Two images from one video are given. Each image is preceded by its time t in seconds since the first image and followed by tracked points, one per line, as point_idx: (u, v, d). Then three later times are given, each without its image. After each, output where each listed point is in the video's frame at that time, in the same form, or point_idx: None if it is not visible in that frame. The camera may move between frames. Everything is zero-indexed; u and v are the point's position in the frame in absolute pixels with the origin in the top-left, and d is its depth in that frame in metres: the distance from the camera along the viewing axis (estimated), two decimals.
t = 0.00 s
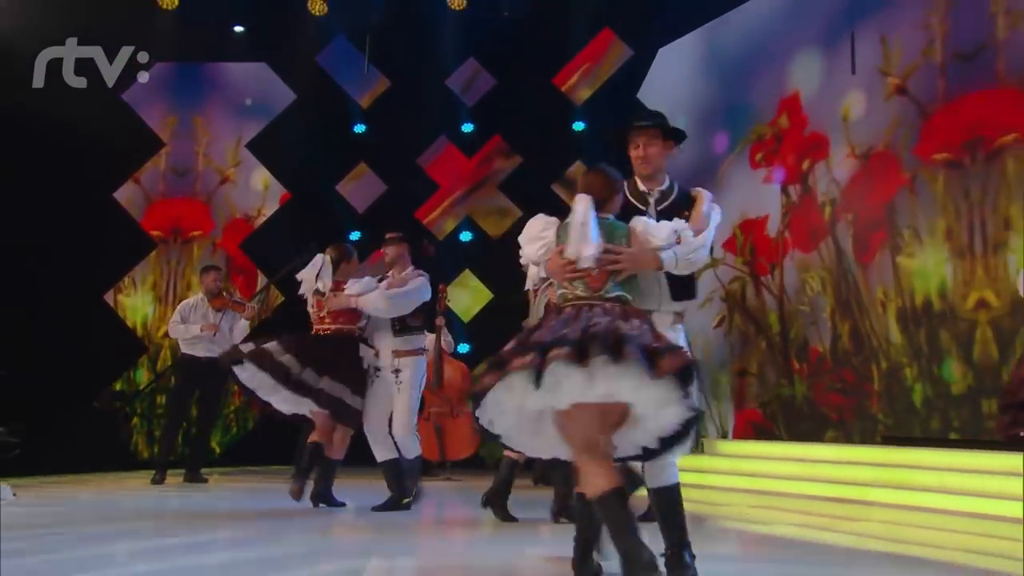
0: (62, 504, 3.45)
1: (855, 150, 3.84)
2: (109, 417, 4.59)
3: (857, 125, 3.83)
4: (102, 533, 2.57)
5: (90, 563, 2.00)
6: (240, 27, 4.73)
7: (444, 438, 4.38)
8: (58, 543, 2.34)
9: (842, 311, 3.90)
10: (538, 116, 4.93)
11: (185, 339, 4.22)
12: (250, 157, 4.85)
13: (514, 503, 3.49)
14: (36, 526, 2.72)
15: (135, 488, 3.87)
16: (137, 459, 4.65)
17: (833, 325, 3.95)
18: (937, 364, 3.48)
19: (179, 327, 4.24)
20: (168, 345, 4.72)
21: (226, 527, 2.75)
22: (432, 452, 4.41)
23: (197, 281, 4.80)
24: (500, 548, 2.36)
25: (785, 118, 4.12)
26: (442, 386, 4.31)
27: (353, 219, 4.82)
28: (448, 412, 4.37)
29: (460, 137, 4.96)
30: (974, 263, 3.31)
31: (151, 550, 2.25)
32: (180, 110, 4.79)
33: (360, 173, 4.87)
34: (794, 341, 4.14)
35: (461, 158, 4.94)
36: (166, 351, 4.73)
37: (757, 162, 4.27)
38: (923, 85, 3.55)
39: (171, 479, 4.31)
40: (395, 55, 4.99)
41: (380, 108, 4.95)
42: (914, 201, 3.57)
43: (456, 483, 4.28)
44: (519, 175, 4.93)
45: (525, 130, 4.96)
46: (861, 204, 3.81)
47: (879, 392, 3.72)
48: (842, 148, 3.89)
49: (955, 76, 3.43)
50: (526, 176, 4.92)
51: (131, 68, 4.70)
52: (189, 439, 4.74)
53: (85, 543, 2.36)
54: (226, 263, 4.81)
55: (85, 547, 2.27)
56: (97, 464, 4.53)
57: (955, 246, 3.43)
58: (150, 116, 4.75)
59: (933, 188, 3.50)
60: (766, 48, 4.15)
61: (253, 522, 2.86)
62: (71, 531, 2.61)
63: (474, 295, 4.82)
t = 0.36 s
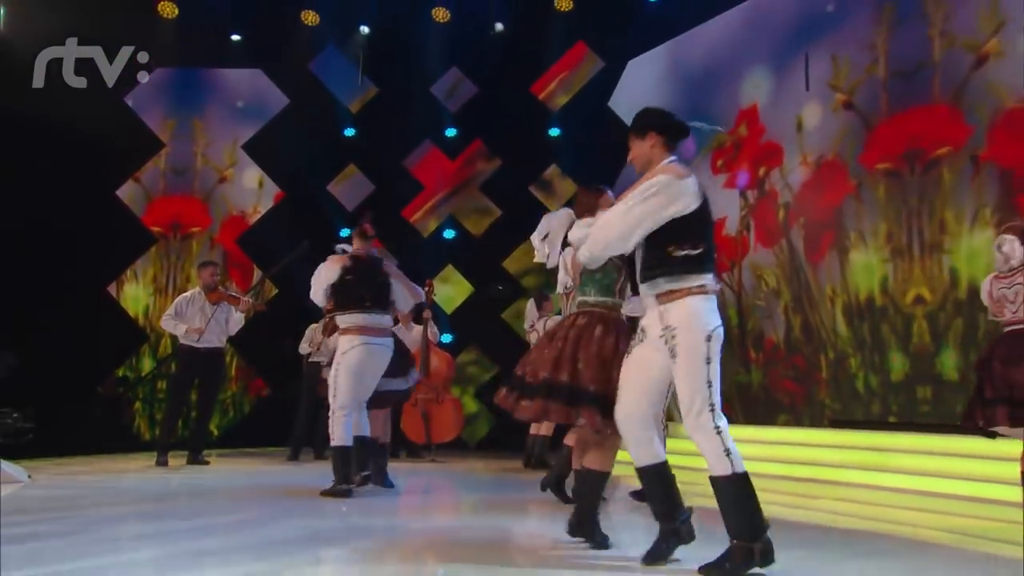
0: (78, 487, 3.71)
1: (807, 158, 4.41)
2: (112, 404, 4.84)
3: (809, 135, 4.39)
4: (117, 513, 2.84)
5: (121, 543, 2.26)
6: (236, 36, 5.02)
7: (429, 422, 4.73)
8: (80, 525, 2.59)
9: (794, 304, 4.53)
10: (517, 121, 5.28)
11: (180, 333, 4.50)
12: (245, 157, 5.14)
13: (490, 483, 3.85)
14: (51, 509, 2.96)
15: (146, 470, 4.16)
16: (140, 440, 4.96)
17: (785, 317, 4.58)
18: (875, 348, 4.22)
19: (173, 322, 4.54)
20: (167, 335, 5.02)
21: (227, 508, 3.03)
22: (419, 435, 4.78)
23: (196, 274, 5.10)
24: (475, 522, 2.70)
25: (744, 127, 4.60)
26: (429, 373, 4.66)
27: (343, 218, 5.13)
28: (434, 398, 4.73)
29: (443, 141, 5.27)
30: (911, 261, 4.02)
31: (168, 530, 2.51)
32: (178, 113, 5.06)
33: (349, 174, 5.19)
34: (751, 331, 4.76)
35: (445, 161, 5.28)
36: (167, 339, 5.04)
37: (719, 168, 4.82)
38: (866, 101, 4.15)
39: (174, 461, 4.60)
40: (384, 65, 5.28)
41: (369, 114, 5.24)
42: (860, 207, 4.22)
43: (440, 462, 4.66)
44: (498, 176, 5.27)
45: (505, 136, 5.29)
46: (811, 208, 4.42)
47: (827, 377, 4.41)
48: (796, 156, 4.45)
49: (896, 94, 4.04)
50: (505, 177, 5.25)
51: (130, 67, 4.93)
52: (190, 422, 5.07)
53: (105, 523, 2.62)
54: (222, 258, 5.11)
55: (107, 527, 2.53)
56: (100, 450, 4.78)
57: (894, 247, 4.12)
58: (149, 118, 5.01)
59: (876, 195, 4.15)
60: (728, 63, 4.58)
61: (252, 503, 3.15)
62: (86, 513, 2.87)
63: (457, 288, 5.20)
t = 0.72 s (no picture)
0: (87, 473, 3.95)
1: (760, 164, 4.87)
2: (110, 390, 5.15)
3: (762, 143, 4.84)
4: (120, 502, 3.06)
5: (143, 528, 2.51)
6: (228, 42, 5.33)
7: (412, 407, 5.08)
8: (90, 513, 2.81)
9: (747, 299, 5.06)
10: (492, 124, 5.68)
11: (172, 326, 4.75)
12: (236, 156, 5.45)
13: (464, 464, 4.23)
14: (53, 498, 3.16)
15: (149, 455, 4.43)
16: (138, 423, 5.29)
17: (739, 311, 5.12)
18: (820, 339, 4.68)
19: (166, 315, 4.78)
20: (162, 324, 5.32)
21: (222, 492, 3.30)
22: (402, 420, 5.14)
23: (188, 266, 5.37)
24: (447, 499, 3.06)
25: (702, 135, 5.06)
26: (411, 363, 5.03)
27: (331, 215, 5.48)
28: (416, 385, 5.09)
29: (424, 144, 5.61)
30: (851, 261, 4.49)
31: (179, 514, 2.78)
32: (171, 114, 5.33)
33: (335, 173, 5.52)
34: (708, 323, 5.32)
35: (425, 162, 5.61)
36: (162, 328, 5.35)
37: (680, 171, 5.22)
38: (813, 113, 4.60)
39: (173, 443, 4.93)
40: (368, 69, 5.62)
41: (354, 116, 5.58)
42: (807, 210, 4.69)
43: (421, 444, 5.02)
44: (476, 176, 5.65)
45: (480, 140, 5.66)
46: (763, 211, 4.89)
47: (777, 365, 4.91)
48: (749, 163, 4.91)
49: (840, 106, 4.49)
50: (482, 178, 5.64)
51: (128, 66, 5.13)
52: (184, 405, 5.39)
53: (114, 511, 2.84)
54: (214, 251, 5.41)
55: (120, 515, 2.75)
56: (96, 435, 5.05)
57: (837, 248, 4.59)
58: (144, 118, 5.25)
59: (821, 201, 4.62)
60: (687, 76, 5.09)
61: (244, 489, 3.41)
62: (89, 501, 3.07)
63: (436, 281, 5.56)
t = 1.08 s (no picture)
0: (89, 457, 4.16)
1: (710, 169, 5.29)
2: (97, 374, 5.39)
3: (712, 149, 5.25)
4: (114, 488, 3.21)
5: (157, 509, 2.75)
6: (212, 45, 5.59)
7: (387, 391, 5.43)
8: (92, 496, 2.98)
9: (697, 293, 5.50)
10: (462, 127, 6.15)
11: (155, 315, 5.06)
12: (218, 153, 5.74)
13: (429, 446, 4.64)
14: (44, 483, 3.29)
15: (144, 439, 4.68)
16: (125, 406, 5.53)
17: (690, 303, 5.56)
18: (762, 328, 5.15)
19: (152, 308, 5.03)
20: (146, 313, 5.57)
21: (210, 477, 3.56)
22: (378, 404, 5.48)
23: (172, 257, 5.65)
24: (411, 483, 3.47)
25: (658, 140, 5.43)
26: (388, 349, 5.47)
27: (308, 209, 5.87)
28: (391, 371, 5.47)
29: (398, 144, 6.03)
30: (790, 258, 4.98)
31: (182, 497, 3.01)
32: (156, 113, 5.57)
33: (313, 171, 5.89)
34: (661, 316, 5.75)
35: (399, 161, 6.03)
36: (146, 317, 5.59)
37: (637, 174, 5.57)
38: (758, 124, 5.04)
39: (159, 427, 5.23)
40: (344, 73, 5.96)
41: (333, 116, 5.94)
42: (752, 212, 5.14)
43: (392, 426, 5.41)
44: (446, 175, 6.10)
45: (451, 141, 6.15)
46: (713, 211, 5.32)
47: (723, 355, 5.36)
48: (701, 167, 5.32)
49: (782, 118, 4.94)
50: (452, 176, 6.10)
51: (128, 65, 5.39)
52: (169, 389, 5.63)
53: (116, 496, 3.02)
54: (197, 244, 5.68)
55: (123, 499, 2.93)
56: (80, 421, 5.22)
57: (777, 247, 5.06)
58: (130, 116, 5.47)
59: (764, 203, 5.08)
60: (644, 84, 5.45)
61: (227, 476, 3.66)
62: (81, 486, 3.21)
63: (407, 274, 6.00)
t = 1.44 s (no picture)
0: (90, 444, 4.41)
1: (666, 170, 5.74)
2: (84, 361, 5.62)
3: (667, 152, 5.72)
4: (117, 477, 3.45)
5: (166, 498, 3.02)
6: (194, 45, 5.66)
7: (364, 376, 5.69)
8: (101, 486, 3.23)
9: (653, 284, 5.96)
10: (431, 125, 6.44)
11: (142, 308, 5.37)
12: (201, 148, 6.08)
13: (405, 428, 5.05)
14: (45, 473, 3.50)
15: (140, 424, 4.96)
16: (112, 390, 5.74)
17: (646, 294, 6.02)
18: (710, 318, 5.62)
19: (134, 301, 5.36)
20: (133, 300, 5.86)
21: (201, 462, 3.82)
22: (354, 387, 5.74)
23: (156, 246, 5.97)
24: (389, 463, 3.87)
25: (618, 143, 5.90)
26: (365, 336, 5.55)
27: (287, 202, 6.18)
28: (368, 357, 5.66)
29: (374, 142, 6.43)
30: (738, 254, 5.44)
31: (186, 484, 3.31)
32: (140, 108, 5.76)
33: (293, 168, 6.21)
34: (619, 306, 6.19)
35: (375, 158, 6.45)
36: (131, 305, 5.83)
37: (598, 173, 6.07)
38: (710, 130, 5.50)
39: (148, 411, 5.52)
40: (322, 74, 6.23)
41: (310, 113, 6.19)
42: (703, 211, 5.61)
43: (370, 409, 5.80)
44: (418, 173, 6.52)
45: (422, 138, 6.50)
46: (669, 209, 5.80)
47: (676, 342, 5.84)
48: (658, 168, 5.78)
49: (731, 125, 5.41)
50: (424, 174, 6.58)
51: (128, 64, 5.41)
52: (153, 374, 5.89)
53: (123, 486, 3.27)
54: (181, 234, 6.07)
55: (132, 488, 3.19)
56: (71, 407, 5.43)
57: (726, 244, 5.52)
58: (115, 111, 5.62)
59: (715, 203, 5.55)
60: (605, 91, 5.93)
61: (219, 460, 3.97)
62: (83, 476, 3.43)
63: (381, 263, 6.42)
